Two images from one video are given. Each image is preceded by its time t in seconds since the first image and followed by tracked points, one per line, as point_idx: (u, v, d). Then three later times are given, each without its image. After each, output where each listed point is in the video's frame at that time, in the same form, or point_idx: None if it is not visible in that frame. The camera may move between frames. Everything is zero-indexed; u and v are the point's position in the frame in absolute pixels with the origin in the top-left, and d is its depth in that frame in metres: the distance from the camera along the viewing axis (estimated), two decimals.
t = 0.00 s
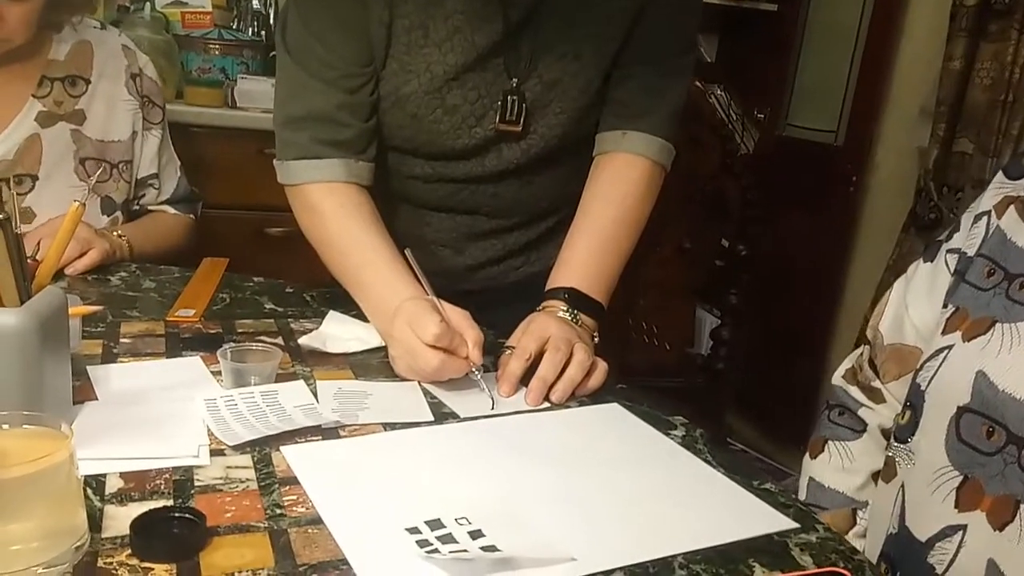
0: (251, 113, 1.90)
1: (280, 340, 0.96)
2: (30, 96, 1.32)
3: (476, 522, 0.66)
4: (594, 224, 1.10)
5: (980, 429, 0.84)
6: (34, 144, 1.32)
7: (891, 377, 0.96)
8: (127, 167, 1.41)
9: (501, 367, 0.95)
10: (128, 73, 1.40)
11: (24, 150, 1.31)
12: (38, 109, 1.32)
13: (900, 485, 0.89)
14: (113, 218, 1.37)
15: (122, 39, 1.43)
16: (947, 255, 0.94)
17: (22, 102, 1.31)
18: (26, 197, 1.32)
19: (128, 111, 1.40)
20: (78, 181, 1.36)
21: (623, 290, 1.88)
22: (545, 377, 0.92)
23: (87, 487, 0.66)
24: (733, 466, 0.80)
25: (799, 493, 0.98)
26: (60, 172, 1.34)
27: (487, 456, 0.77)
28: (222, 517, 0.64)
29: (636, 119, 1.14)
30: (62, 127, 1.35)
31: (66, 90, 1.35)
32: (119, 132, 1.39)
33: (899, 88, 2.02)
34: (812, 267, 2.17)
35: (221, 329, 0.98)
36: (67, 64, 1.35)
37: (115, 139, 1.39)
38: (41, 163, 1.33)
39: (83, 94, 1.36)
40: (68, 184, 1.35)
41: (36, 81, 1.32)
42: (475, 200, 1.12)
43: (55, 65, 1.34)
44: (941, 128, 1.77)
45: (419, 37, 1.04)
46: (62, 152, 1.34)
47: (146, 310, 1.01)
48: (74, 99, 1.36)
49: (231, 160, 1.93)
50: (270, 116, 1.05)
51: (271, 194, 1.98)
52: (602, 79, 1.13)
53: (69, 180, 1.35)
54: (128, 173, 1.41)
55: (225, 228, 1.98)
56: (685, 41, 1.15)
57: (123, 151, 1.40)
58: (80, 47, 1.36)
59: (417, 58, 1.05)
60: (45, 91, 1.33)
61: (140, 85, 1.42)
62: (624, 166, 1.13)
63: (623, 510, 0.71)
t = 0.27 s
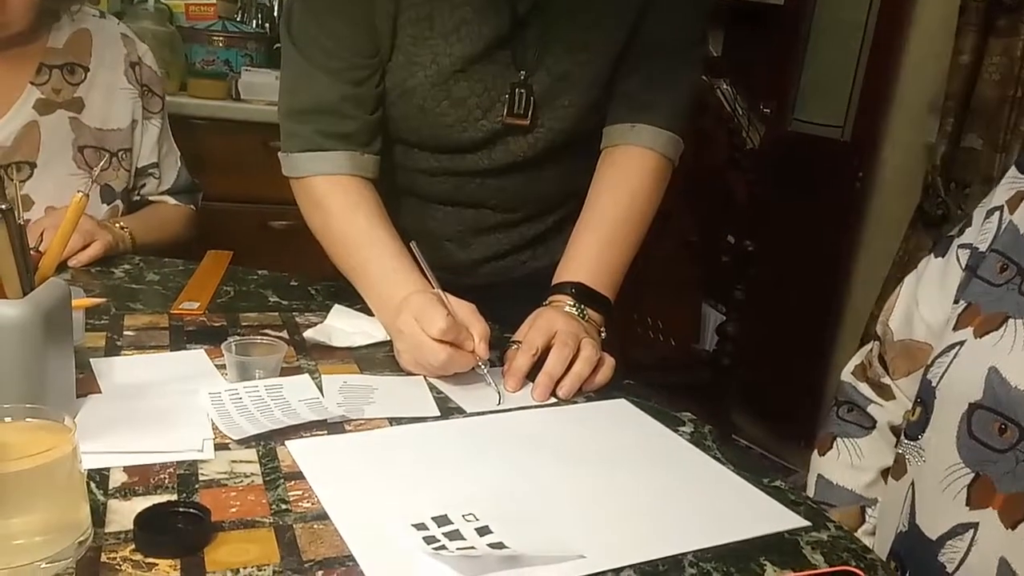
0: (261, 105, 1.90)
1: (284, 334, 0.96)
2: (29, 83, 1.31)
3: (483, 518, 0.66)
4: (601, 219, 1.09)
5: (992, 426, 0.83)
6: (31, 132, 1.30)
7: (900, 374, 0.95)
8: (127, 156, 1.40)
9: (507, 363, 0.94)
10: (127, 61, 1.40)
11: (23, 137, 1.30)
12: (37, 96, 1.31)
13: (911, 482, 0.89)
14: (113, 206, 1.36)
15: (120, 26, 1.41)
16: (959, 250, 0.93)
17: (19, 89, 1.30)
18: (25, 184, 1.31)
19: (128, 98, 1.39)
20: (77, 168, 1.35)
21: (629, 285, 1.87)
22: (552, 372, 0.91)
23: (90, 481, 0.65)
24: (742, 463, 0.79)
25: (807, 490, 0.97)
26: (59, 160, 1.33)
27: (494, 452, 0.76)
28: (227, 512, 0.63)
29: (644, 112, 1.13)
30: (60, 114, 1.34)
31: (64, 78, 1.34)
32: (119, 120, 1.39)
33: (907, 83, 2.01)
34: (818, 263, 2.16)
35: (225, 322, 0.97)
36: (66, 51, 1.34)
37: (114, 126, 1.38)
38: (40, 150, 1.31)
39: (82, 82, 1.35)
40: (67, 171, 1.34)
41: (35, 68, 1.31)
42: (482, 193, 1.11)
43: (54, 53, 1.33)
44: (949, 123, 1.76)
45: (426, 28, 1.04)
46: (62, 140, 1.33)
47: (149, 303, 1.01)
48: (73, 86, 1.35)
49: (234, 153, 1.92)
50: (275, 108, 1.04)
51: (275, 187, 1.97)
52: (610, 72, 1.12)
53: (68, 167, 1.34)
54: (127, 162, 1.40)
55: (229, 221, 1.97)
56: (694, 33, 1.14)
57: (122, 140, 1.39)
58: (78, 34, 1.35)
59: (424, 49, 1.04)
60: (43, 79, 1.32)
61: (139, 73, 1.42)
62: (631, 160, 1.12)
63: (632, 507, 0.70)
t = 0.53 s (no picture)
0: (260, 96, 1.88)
1: (285, 324, 0.95)
2: (30, 70, 1.30)
3: (486, 511, 0.65)
4: (605, 211, 1.08)
5: (1000, 422, 0.82)
6: (32, 119, 1.30)
7: (907, 369, 0.94)
8: (128, 144, 1.39)
9: (510, 354, 0.93)
10: (128, 49, 1.39)
11: (23, 125, 1.29)
12: (38, 83, 1.30)
13: (918, 478, 0.88)
14: (114, 196, 1.35)
15: (122, 14, 1.40)
16: (966, 244, 0.93)
17: (20, 77, 1.29)
18: (26, 172, 1.30)
19: (129, 86, 1.38)
20: (78, 156, 1.34)
21: (632, 279, 1.86)
22: (555, 364, 0.90)
23: (89, 471, 0.65)
24: (747, 458, 0.79)
25: (813, 485, 0.97)
26: (60, 148, 1.32)
27: (497, 445, 0.76)
28: (227, 503, 0.62)
29: (649, 102, 1.12)
30: (61, 102, 1.33)
31: (66, 65, 1.33)
32: (120, 108, 1.38)
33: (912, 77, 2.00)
34: (822, 257, 2.15)
35: (227, 312, 0.96)
36: (66, 39, 1.33)
37: (116, 115, 1.37)
38: (41, 138, 1.31)
39: (83, 69, 1.34)
40: (68, 159, 1.33)
41: (35, 55, 1.30)
42: (484, 185, 1.10)
43: (55, 40, 1.32)
44: (955, 117, 1.75)
45: (428, 17, 1.03)
46: (62, 128, 1.32)
47: (150, 293, 1.00)
48: (74, 74, 1.34)
49: (236, 144, 1.91)
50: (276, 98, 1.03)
51: (277, 179, 1.96)
52: (614, 62, 1.11)
53: (69, 155, 1.33)
54: (128, 150, 1.39)
55: (230, 213, 1.96)
56: (699, 23, 1.13)
57: (124, 128, 1.38)
58: (79, 21, 1.34)
59: (426, 38, 1.03)
60: (43, 66, 1.31)
61: (141, 62, 1.40)
62: (635, 152, 1.11)
63: (635, 501, 0.69)
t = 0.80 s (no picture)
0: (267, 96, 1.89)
1: (292, 325, 0.94)
2: (37, 68, 1.30)
3: (493, 514, 0.65)
4: (612, 212, 1.08)
5: (1011, 425, 0.82)
6: (40, 117, 1.30)
7: (917, 371, 0.94)
8: (136, 143, 1.39)
9: (517, 356, 0.92)
10: (136, 49, 1.39)
11: (31, 122, 1.29)
12: (46, 81, 1.30)
13: (928, 481, 0.87)
14: (122, 193, 1.35)
15: (129, 14, 1.40)
16: (977, 245, 0.92)
17: (28, 75, 1.29)
18: (34, 170, 1.30)
19: (136, 86, 1.38)
20: (86, 154, 1.34)
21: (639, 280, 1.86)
22: (562, 366, 0.90)
23: (96, 472, 0.65)
24: (756, 461, 0.78)
25: (822, 487, 0.96)
26: (68, 144, 1.32)
27: (504, 446, 0.75)
28: (234, 505, 0.62)
29: (656, 102, 1.11)
30: (68, 100, 1.33)
31: (73, 64, 1.33)
32: (127, 107, 1.38)
33: (921, 78, 1.99)
34: (829, 259, 2.14)
35: (233, 314, 0.96)
36: (74, 37, 1.33)
37: (123, 114, 1.37)
38: (49, 135, 1.30)
39: (90, 68, 1.34)
40: (76, 157, 1.33)
41: (43, 53, 1.30)
42: (491, 185, 1.10)
43: (62, 39, 1.32)
44: (964, 118, 1.74)
45: (435, 17, 1.02)
46: (70, 125, 1.32)
47: (157, 294, 1.00)
48: (81, 72, 1.34)
49: (242, 145, 1.91)
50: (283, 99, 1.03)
51: (284, 180, 1.96)
52: (621, 62, 1.10)
53: (76, 152, 1.33)
54: (136, 149, 1.39)
55: (237, 214, 1.96)
56: (707, 24, 1.13)
57: (131, 127, 1.38)
58: (86, 21, 1.34)
59: (433, 38, 1.03)
60: (51, 64, 1.31)
61: (148, 61, 1.41)
62: (642, 152, 1.10)
63: (643, 503, 0.68)
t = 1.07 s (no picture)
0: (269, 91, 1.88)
1: (293, 320, 0.94)
2: (35, 58, 1.29)
3: (495, 508, 0.64)
4: (615, 205, 1.07)
5: (1016, 419, 0.81)
6: (37, 108, 1.29)
7: (921, 365, 0.94)
8: (133, 135, 1.39)
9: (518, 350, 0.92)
10: (134, 42, 1.38)
11: (28, 112, 1.28)
12: (43, 72, 1.29)
13: (932, 475, 0.87)
14: (119, 184, 1.36)
15: (124, 6, 1.39)
16: (982, 239, 0.92)
17: (24, 66, 1.28)
18: (31, 160, 1.29)
19: (133, 78, 1.38)
20: (83, 145, 1.33)
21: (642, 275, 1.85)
22: (564, 359, 0.90)
23: (96, 466, 0.64)
24: (759, 455, 0.78)
25: (826, 482, 0.97)
26: (65, 135, 1.31)
27: (506, 440, 0.75)
28: (234, 498, 0.62)
29: (659, 95, 1.11)
30: (65, 91, 1.32)
31: (70, 55, 1.32)
32: (125, 99, 1.37)
33: (925, 72, 1.98)
34: (832, 254, 2.13)
35: (234, 308, 0.96)
36: (70, 29, 1.32)
37: (120, 106, 1.37)
38: (46, 126, 1.30)
39: (87, 59, 1.33)
40: (72, 147, 1.32)
41: (39, 44, 1.29)
42: (494, 180, 1.10)
43: (58, 30, 1.31)
44: (968, 112, 1.73)
45: (438, 10, 1.02)
46: (67, 117, 1.31)
47: (158, 288, 1.00)
48: (78, 63, 1.32)
49: (244, 140, 1.90)
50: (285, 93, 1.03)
51: (285, 175, 1.96)
52: (624, 56, 1.10)
53: (73, 143, 1.32)
54: (133, 140, 1.39)
55: (238, 209, 1.96)
56: (710, 17, 1.12)
57: (129, 118, 1.38)
58: (83, 12, 1.33)
59: (436, 32, 1.02)
60: (48, 55, 1.30)
61: (145, 54, 1.40)
62: (645, 146, 1.10)
63: (646, 498, 0.68)
